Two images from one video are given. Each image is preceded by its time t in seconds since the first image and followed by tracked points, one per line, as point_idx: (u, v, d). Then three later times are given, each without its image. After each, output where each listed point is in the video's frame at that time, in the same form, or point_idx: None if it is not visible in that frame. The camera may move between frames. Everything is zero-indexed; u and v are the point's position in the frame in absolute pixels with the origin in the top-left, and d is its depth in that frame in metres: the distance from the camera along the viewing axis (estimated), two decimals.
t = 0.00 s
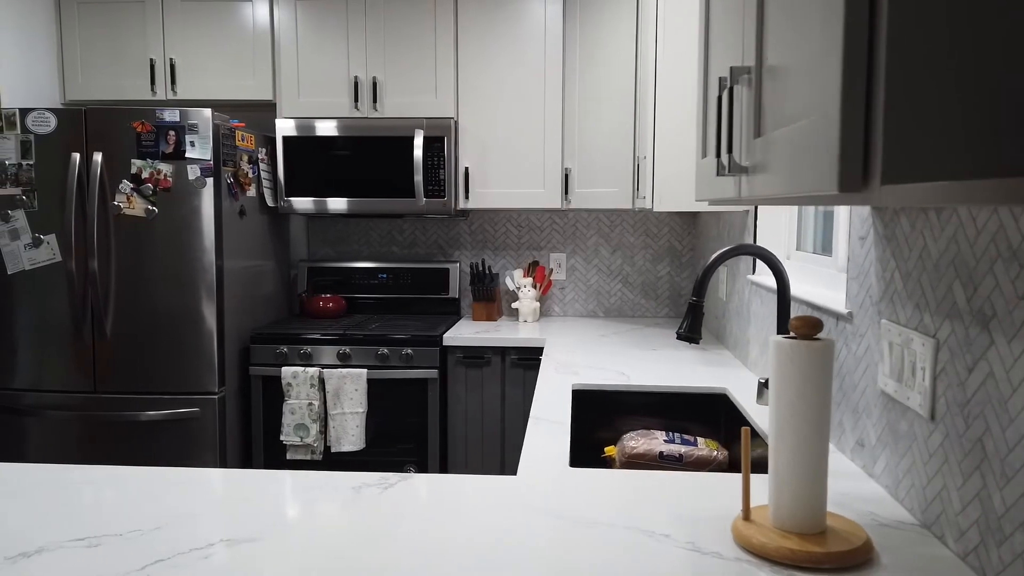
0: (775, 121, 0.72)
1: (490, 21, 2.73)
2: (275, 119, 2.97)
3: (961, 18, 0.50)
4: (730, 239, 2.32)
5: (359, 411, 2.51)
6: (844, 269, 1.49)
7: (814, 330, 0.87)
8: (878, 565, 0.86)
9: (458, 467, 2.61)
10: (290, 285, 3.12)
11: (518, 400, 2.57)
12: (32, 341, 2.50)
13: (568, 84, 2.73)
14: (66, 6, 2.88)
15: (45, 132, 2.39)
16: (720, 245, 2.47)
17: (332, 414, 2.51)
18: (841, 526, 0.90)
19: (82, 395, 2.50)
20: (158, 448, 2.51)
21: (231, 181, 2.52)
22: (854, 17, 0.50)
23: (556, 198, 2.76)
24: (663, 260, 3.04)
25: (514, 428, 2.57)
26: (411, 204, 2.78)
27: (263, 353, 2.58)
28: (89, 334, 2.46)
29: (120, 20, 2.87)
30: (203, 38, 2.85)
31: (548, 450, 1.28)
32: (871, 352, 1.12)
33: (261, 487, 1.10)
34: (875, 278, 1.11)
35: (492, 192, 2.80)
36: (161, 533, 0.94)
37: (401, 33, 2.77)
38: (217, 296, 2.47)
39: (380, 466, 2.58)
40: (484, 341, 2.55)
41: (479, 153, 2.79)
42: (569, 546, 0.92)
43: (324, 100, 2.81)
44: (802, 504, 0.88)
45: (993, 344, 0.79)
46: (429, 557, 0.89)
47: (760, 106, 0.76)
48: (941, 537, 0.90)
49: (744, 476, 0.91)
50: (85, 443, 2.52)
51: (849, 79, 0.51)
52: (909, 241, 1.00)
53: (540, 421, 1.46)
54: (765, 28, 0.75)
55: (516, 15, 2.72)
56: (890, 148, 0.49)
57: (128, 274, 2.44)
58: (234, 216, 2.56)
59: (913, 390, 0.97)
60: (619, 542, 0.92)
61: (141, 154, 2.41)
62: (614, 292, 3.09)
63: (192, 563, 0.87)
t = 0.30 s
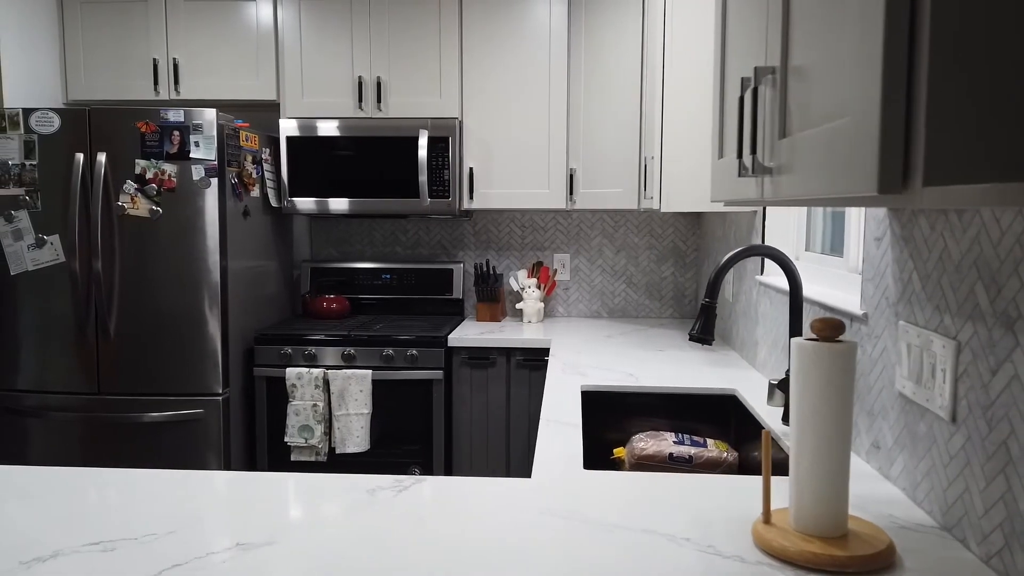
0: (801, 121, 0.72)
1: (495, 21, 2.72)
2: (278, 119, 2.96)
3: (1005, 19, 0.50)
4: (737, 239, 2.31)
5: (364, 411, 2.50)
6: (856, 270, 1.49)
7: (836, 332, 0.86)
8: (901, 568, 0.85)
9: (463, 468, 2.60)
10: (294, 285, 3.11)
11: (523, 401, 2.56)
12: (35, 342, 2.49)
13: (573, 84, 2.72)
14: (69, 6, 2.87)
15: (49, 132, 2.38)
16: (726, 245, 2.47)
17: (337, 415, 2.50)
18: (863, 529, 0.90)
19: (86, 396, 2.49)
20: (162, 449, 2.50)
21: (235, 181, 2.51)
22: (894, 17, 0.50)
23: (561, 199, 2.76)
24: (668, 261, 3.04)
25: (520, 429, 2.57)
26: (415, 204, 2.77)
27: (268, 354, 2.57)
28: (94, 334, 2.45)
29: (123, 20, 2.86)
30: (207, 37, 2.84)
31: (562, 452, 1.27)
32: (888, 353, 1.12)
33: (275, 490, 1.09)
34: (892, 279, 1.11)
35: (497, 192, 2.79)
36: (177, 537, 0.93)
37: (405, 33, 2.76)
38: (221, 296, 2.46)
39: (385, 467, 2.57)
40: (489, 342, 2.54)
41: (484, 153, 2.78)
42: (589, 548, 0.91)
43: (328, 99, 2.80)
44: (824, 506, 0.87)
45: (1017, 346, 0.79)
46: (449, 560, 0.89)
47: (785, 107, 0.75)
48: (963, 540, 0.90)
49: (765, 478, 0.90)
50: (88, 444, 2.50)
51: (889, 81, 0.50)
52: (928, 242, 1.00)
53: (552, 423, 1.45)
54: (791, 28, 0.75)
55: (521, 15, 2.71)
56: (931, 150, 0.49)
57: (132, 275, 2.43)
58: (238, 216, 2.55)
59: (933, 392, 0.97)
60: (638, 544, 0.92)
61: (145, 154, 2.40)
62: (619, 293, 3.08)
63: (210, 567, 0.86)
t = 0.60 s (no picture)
0: (827, 120, 0.71)
1: (498, 21, 2.72)
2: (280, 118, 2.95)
3: None
4: (741, 239, 2.31)
5: (368, 412, 2.49)
6: (867, 270, 1.48)
7: (857, 334, 0.86)
8: (923, 571, 0.84)
9: (467, 469, 2.59)
10: (295, 286, 3.09)
11: (527, 402, 2.55)
12: (35, 344, 2.47)
13: (576, 84, 2.72)
14: (69, 5, 2.85)
15: (49, 131, 2.36)
16: (729, 246, 2.46)
17: (340, 416, 2.49)
18: (884, 532, 0.89)
19: (87, 397, 2.48)
20: (163, 451, 2.48)
21: (237, 181, 2.50)
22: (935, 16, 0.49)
23: (564, 199, 2.75)
24: (670, 260, 3.04)
25: (523, 430, 2.56)
26: (418, 204, 2.76)
27: (270, 354, 2.55)
28: (95, 335, 2.44)
29: (123, 19, 2.84)
30: (208, 36, 2.83)
31: (574, 455, 1.27)
32: (903, 354, 1.11)
33: (287, 494, 1.08)
34: (907, 280, 1.11)
35: (499, 192, 2.78)
36: (190, 541, 0.92)
37: (408, 33, 2.75)
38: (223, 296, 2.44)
39: (388, 468, 2.56)
40: (493, 342, 2.54)
41: (487, 153, 2.78)
42: (607, 552, 0.91)
43: (330, 99, 2.78)
44: (845, 508, 0.87)
45: None
46: (467, 565, 0.88)
47: (809, 107, 0.75)
48: (983, 542, 0.89)
49: (785, 480, 0.90)
50: (89, 445, 2.49)
51: (929, 81, 0.50)
52: (946, 243, 0.99)
53: (561, 425, 1.44)
54: (815, 27, 0.74)
55: (523, 15, 2.70)
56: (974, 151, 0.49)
57: (133, 275, 2.41)
58: (240, 216, 2.53)
59: (951, 393, 0.96)
60: (657, 548, 0.91)
61: (146, 153, 2.38)
62: (621, 293, 3.08)
63: (224, 572, 0.85)
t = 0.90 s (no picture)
0: (863, 114, 0.71)
1: (503, 19, 2.70)
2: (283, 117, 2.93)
3: None
4: (749, 238, 2.30)
5: (373, 412, 2.47)
6: (883, 268, 1.48)
7: (888, 331, 0.85)
8: (955, 571, 0.84)
9: (472, 469, 2.58)
10: (298, 285, 3.08)
11: (534, 401, 2.53)
12: (38, 343, 2.45)
13: (582, 82, 2.70)
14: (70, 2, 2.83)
15: (52, 129, 2.34)
16: (736, 244, 2.45)
17: (345, 416, 2.47)
18: (913, 532, 0.88)
19: (90, 397, 2.46)
20: (167, 452, 2.46)
21: (242, 179, 2.48)
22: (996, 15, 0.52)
23: (570, 197, 2.74)
24: (675, 260, 3.03)
25: (530, 429, 2.54)
26: (423, 203, 2.75)
27: (275, 354, 2.53)
28: (98, 334, 2.42)
29: (125, 16, 2.82)
30: (211, 34, 2.81)
31: (592, 457, 1.25)
32: (926, 353, 1.11)
33: (305, 494, 1.07)
34: (930, 277, 1.10)
35: (505, 191, 2.77)
36: (212, 542, 0.91)
37: (414, 30, 2.73)
38: (228, 295, 2.42)
39: (394, 468, 2.55)
40: (499, 342, 2.52)
41: (492, 152, 2.76)
42: (635, 553, 0.90)
43: (334, 97, 2.77)
44: (875, 508, 0.86)
45: None
46: (495, 565, 0.87)
47: (844, 102, 0.74)
48: (1013, 542, 0.88)
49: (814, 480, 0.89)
50: (91, 446, 2.47)
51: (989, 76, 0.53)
52: (972, 240, 0.98)
53: (576, 424, 1.43)
54: (851, 21, 0.73)
55: (528, 12, 2.69)
56: None
57: (137, 274, 2.40)
58: (245, 215, 2.52)
59: (978, 392, 0.95)
60: (685, 549, 0.90)
61: (151, 151, 2.36)
62: (626, 292, 3.07)
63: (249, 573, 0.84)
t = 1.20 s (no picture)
0: (905, 115, 0.70)
1: (510, 18, 2.69)
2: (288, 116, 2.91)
3: None
4: (758, 238, 2.29)
5: (380, 414, 2.45)
6: (900, 269, 1.47)
7: (921, 333, 0.84)
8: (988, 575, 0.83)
9: (479, 471, 2.57)
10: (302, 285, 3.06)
11: (541, 402, 2.53)
12: (42, 344, 2.44)
13: (588, 82, 2.70)
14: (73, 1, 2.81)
15: (56, 128, 2.32)
16: (745, 245, 2.45)
17: (352, 417, 2.45)
18: (944, 535, 0.87)
19: (95, 399, 2.44)
20: (172, 453, 2.44)
21: (247, 179, 2.46)
22: None
23: (576, 197, 2.73)
24: (681, 260, 3.02)
25: (537, 430, 2.53)
26: (429, 203, 2.74)
27: (280, 355, 2.52)
28: (103, 335, 2.40)
29: (129, 15, 2.80)
30: (215, 32, 2.79)
31: (611, 459, 1.24)
32: (949, 354, 1.10)
33: (326, 497, 1.06)
34: (954, 278, 1.09)
35: (511, 191, 2.76)
36: (237, 547, 0.90)
37: (420, 29, 2.72)
38: (234, 296, 2.41)
39: (401, 470, 2.53)
40: (506, 342, 2.51)
41: (498, 151, 2.75)
42: (664, 558, 0.89)
43: (340, 96, 2.75)
44: (908, 512, 0.85)
45: None
46: (524, 570, 0.86)
47: (882, 100, 0.73)
48: None
49: (844, 482, 0.88)
50: (95, 447, 2.45)
51: None
52: (1000, 241, 0.98)
53: (592, 426, 1.42)
54: (890, 19, 0.72)
55: (535, 11, 2.68)
56: None
57: (143, 274, 2.38)
58: (251, 215, 2.50)
59: (1006, 394, 0.95)
60: (714, 554, 0.89)
61: (156, 151, 2.35)
62: (631, 292, 3.06)
63: None
